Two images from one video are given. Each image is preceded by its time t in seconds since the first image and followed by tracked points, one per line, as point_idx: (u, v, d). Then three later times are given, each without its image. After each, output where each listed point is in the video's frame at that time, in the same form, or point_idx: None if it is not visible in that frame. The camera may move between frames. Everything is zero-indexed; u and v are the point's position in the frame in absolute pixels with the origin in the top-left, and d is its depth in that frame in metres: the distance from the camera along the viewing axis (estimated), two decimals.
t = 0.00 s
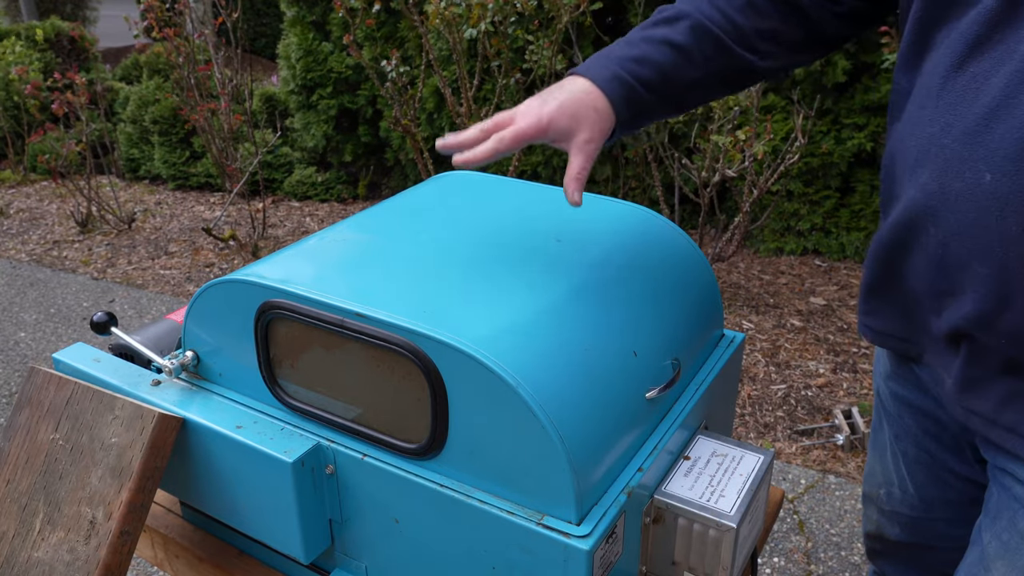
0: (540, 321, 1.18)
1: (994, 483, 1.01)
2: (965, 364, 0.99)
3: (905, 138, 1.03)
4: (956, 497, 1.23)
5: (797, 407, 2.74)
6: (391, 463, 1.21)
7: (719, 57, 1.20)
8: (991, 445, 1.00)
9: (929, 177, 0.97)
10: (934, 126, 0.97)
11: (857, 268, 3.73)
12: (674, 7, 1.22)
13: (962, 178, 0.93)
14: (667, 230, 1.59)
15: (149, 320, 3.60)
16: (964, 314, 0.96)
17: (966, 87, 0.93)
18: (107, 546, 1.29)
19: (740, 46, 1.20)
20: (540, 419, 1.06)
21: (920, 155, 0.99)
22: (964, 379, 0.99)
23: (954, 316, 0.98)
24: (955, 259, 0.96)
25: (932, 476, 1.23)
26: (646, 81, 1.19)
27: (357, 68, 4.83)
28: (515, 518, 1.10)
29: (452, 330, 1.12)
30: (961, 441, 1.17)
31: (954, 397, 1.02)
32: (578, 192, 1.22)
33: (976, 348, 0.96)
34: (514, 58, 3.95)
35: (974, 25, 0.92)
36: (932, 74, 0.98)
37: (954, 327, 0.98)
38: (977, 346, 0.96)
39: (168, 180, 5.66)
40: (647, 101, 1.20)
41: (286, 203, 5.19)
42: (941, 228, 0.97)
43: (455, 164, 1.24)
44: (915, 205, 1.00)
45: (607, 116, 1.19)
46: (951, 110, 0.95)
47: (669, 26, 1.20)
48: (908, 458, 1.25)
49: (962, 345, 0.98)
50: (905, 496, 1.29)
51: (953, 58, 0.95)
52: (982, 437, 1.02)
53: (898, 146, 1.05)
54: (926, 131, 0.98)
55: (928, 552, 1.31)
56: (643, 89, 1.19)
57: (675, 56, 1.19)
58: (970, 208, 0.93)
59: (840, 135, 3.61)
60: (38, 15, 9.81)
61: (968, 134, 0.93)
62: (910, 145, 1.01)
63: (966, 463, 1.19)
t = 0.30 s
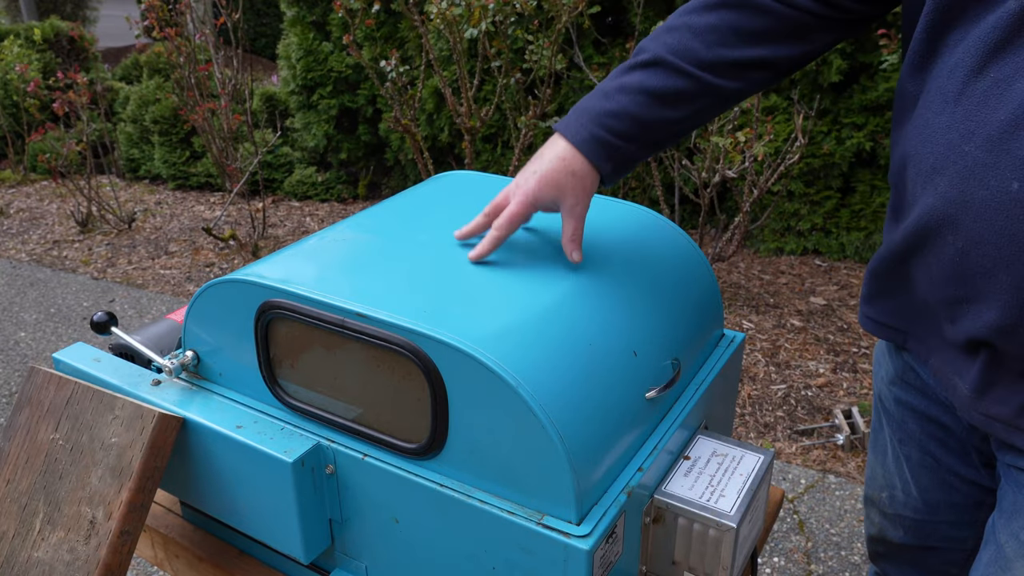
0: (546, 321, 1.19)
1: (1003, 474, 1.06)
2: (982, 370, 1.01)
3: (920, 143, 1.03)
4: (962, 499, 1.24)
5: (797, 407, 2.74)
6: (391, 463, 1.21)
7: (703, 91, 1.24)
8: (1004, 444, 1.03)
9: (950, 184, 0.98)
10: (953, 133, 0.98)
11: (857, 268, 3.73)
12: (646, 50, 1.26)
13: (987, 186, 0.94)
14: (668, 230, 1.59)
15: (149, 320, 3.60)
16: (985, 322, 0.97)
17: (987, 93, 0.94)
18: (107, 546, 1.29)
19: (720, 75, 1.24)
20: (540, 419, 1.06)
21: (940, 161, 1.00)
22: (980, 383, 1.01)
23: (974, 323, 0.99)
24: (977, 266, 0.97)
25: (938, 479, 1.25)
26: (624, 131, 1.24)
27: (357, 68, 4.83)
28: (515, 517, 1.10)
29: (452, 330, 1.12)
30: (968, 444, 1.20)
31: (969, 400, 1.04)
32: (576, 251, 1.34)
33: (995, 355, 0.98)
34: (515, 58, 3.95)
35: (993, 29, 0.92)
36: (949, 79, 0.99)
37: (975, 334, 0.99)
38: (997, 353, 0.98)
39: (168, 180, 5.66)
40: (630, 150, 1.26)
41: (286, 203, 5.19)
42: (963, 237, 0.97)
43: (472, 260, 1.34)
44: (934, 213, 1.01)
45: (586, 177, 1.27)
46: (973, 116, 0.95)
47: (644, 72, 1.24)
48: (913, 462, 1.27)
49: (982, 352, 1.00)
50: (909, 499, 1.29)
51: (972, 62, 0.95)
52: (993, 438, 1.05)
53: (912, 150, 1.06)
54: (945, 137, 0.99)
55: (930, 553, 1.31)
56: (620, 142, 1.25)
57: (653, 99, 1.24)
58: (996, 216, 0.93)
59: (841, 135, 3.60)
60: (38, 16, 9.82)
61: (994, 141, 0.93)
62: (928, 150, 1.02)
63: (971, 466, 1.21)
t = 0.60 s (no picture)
0: (548, 322, 1.19)
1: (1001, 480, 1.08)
2: (992, 377, 1.00)
3: (929, 148, 1.03)
4: (953, 505, 1.25)
5: (797, 407, 2.74)
6: (391, 463, 1.21)
7: (698, 104, 1.29)
8: (1004, 450, 1.05)
9: (965, 190, 0.98)
10: (966, 137, 0.98)
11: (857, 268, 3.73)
12: (646, 62, 1.30)
13: (1007, 192, 0.94)
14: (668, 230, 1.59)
15: (149, 320, 3.60)
16: (1000, 329, 0.97)
17: (1002, 96, 0.94)
18: (107, 546, 1.29)
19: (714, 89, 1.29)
20: (541, 419, 1.06)
21: (953, 166, 0.99)
22: (989, 390, 1.01)
23: (987, 331, 0.99)
24: (993, 274, 0.97)
25: (929, 485, 1.26)
26: (626, 143, 1.29)
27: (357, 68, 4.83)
28: (515, 518, 1.10)
29: (452, 330, 1.12)
30: (960, 453, 1.21)
31: (973, 406, 1.05)
32: (578, 258, 1.34)
33: (1009, 362, 0.98)
34: (515, 58, 3.95)
35: (1008, 32, 0.92)
36: (960, 83, 0.99)
37: (987, 342, 0.99)
38: (1010, 360, 0.98)
39: (168, 180, 5.67)
40: (629, 162, 1.31)
41: (286, 203, 5.19)
42: (979, 243, 0.97)
43: (472, 263, 1.33)
44: (947, 219, 1.00)
45: (591, 186, 1.30)
46: (988, 121, 0.95)
47: (646, 84, 1.28)
48: (902, 471, 1.28)
49: (990, 360, 1.00)
50: (901, 506, 1.30)
51: (985, 66, 0.95)
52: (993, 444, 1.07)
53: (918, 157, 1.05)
54: (957, 144, 0.99)
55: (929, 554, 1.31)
56: (622, 153, 1.29)
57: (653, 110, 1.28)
58: (1015, 224, 0.93)
59: (840, 135, 3.60)
60: (38, 16, 9.82)
61: (1011, 148, 0.93)
62: (938, 157, 1.02)
63: (961, 472, 1.22)
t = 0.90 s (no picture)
0: (548, 322, 1.19)
1: (991, 473, 1.07)
2: (981, 385, 1.01)
3: (915, 162, 1.04)
4: (953, 499, 1.25)
5: (797, 407, 2.74)
6: (392, 463, 1.21)
7: (695, 107, 1.31)
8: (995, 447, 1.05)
9: (950, 204, 0.99)
10: (950, 153, 0.98)
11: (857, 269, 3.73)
12: (644, 65, 1.31)
13: (992, 207, 0.94)
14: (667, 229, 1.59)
15: (149, 320, 3.60)
16: (988, 339, 0.98)
17: (984, 113, 0.95)
18: (107, 546, 1.29)
19: (710, 92, 1.31)
20: (541, 420, 1.06)
21: (938, 180, 1.00)
22: (979, 397, 1.02)
23: (976, 340, 1.00)
24: (980, 285, 0.97)
25: (928, 480, 1.26)
26: (625, 145, 1.30)
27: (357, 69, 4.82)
28: (515, 518, 1.10)
29: (452, 330, 1.12)
30: (957, 450, 1.21)
31: (961, 411, 1.05)
32: (578, 258, 1.34)
33: (997, 371, 0.99)
34: (515, 58, 3.95)
35: (989, 48, 0.93)
36: (944, 98, 0.99)
37: (976, 351, 1.00)
38: (997, 370, 0.99)
39: (168, 180, 5.67)
40: (628, 165, 1.32)
41: (286, 203, 5.20)
42: (966, 256, 0.98)
43: (472, 263, 1.33)
44: (933, 233, 1.01)
45: (592, 188, 1.31)
46: (970, 137, 0.96)
47: (644, 86, 1.29)
48: (902, 467, 1.28)
49: (979, 368, 1.00)
50: (902, 501, 1.31)
51: (967, 82, 0.96)
52: (985, 442, 1.06)
53: (904, 167, 1.06)
54: (942, 156, 0.99)
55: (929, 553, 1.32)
56: (622, 155, 1.30)
57: (652, 113, 1.29)
58: (1000, 236, 0.94)
59: (840, 135, 3.60)
60: (38, 16, 9.82)
61: (996, 159, 0.93)
62: (924, 167, 1.02)
63: (959, 468, 1.22)
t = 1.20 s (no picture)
0: (547, 323, 1.19)
1: (991, 476, 1.07)
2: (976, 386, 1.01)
3: (904, 165, 1.04)
4: (954, 501, 1.25)
5: (797, 407, 2.74)
6: (392, 463, 1.21)
7: (693, 108, 1.32)
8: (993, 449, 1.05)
9: (938, 206, 0.99)
10: (937, 155, 0.99)
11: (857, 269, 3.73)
12: (643, 67, 1.32)
13: (978, 208, 0.94)
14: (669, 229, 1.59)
15: (149, 320, 3.60)
16: (981, 341, 0.98)
17: (969, 114, 0.95)
18: (107, 546, 1.29)
19: (708, 94, 1.32)
20: (541, 420, 1.06)
21: (925, 183, 1.00)
22: (974, 399, 1.02)
23: (969, 341, 1.00)
24: (970, 286, 0.97)
25: (929, 482, 1.26)
26: (625, 145, 1.30)
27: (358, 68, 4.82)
28: (515, 518, 1.10)
29: (453, 330, 1.12)
30: (957, 453, 1.21)
31: (957, 413, 1.05)
32: (578, 258, 1.34)
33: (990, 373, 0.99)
34: (515, 58, 3.95)
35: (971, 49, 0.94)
36: (931, 101, 1.00)
37: (970, 352, 0.99)
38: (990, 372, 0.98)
39: (168, 180, 5.67)
40: (628, 165, 1.32)
41: (286, 203, 5.20)
42: (954, 258, 0.98)
43: (472, 263, 1.33)
44: (923, 235, 1.01)
45: (592, 189, 1.31)
46: (956, 138, 0.96)
47: (644, 87, 1.30)
48: (903, 469, 1.28)
49: (973, 370, 1.00)
50: (903, 502, 1.31)
51: (952, 85, 0.97)
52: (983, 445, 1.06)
53: (895, 170, 1.06)
54: (929, 159, 1.00)
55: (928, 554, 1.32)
56: (621, 155, 1.30)
57: (651, 114, 1.30)
58: (988, 236, 0.94)
59: (840, 135, 3.60)
60: (38, 16, 9.82)
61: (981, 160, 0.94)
62: (914, 170, 1.02)
63: (960, 470, 1.22)
